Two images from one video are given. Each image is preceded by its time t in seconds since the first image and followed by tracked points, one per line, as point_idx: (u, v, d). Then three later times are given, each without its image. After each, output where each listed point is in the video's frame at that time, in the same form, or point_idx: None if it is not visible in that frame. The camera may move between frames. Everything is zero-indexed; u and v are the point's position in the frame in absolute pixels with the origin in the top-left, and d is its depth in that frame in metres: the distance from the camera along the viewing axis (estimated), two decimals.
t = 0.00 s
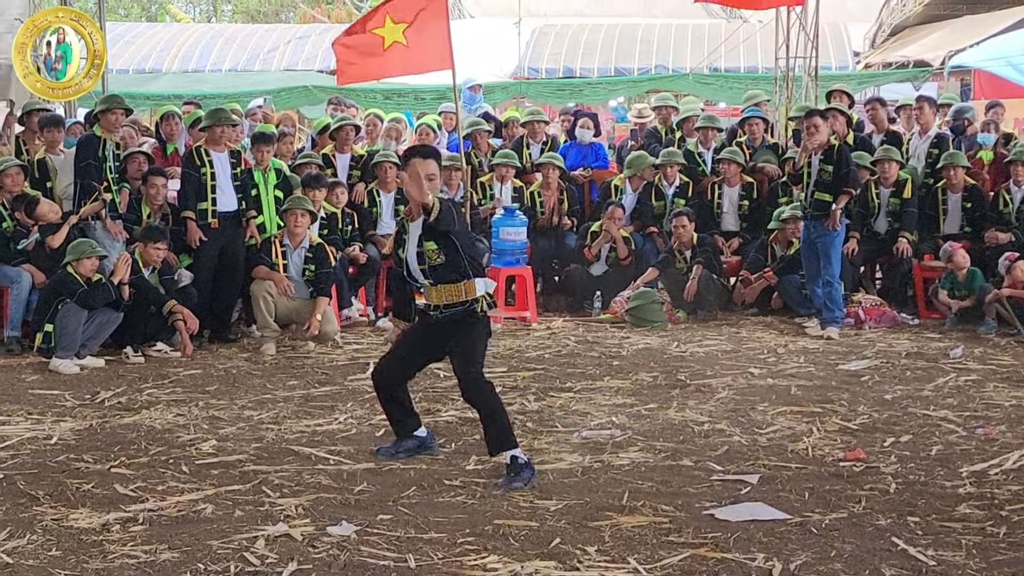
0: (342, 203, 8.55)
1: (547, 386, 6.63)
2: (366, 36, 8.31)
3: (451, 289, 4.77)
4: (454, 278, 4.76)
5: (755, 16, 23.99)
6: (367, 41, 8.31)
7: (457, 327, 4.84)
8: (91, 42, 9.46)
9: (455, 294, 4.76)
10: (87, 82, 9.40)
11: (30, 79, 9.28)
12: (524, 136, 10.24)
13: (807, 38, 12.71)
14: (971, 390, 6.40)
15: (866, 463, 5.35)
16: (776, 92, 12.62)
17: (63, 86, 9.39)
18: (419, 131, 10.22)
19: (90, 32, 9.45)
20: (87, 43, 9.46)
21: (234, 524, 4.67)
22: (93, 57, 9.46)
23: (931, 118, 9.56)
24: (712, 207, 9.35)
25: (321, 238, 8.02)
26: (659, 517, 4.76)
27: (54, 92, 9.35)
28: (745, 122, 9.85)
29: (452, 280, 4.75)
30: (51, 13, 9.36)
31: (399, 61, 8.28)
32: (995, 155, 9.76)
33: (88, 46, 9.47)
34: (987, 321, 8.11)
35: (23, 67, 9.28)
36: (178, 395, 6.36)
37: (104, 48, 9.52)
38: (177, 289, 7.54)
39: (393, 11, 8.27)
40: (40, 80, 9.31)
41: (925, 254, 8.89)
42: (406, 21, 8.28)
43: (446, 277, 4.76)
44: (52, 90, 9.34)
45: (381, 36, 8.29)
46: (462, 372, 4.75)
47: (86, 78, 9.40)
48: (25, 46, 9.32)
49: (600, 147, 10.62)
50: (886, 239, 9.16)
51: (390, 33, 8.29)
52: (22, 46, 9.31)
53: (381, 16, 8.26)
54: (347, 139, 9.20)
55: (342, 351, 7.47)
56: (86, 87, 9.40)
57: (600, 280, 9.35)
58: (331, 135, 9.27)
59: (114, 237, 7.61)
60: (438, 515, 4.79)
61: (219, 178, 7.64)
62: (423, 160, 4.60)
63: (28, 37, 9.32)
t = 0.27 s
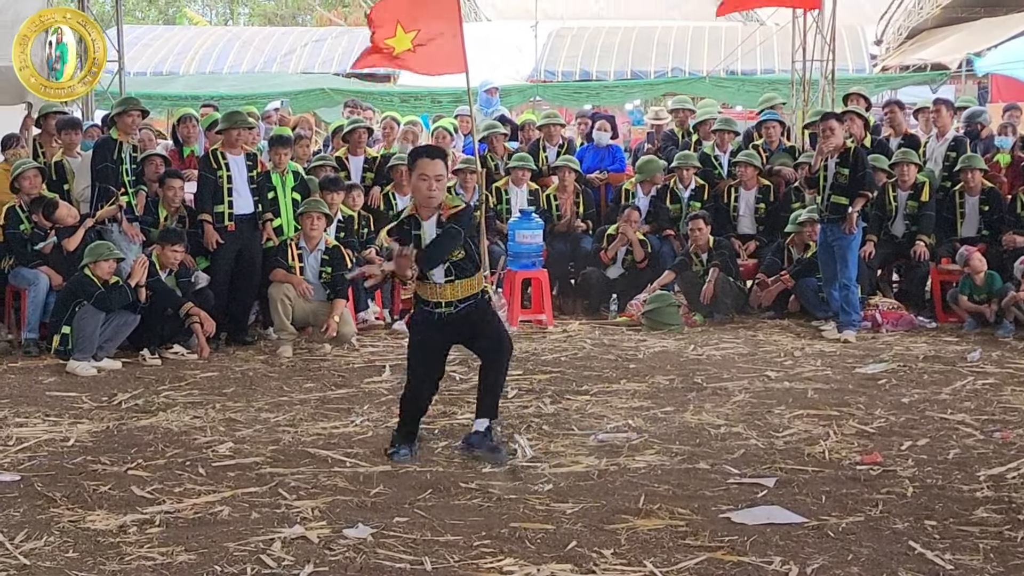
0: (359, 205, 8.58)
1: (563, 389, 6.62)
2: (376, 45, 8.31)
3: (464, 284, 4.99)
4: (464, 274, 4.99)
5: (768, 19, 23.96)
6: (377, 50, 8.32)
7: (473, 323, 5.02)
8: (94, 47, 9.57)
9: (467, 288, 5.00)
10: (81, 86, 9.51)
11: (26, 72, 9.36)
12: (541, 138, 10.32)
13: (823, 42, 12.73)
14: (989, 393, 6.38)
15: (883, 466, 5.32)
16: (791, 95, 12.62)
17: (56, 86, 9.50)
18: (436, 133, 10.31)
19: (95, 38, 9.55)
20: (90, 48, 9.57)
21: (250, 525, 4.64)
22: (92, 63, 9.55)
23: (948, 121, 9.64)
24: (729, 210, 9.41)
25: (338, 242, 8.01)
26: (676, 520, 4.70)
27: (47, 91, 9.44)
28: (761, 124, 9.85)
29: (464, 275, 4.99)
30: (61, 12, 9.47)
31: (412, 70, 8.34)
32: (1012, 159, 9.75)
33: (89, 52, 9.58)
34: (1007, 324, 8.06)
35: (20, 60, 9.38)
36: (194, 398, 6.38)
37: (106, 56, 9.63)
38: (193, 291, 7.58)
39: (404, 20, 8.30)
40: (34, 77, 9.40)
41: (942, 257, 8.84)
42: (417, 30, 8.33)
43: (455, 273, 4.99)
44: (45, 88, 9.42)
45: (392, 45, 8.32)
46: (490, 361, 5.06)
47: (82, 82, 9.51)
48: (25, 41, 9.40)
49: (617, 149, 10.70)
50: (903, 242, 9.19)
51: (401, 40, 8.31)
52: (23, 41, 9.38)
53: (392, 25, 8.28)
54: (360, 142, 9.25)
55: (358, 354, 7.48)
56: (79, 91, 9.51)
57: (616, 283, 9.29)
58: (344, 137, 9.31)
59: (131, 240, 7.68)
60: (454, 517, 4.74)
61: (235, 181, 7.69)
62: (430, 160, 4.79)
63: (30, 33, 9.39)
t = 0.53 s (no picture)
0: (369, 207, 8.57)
1: (573, 391, 6.62)
2: (389, 44, 8.95)
3: (460, 279, 4.92)
4: (463, 268, 4.93)
5: (777, 20, 23.92)
6: (390, 49, 8.96)
7: (487, 332, 4.95)
8: (96, 54, 9.50)
9: (462, 285, 4.93)
10: (73, 91, 9.54)
11: (22, 65, 9.41)
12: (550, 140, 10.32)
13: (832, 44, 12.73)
14: (1000, 395, 6.37)
15: (893, 468, 5.30)
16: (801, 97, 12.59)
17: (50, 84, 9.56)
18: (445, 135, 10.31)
19: (98, 46, 9.49)
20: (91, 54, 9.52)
21: (261, 527, 4.64)
22: (92, 69, 9.51)
23: (959, 124, 9.62)
24: (739, 211, 9.38)
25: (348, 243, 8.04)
26: (685, 522, 4.69)
27: (40, 88, 9.52)
28: (772, 126, 9.84)
29: (462, 269, 4.93)
30: (71, 14, 9.33)
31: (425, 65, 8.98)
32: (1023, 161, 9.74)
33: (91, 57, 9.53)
34: (1018, 325, 8.04)
35: (19, 52, 9.40)
36: (204, 399, 6.39)
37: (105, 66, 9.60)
38: (203, 292, 7.63)
39: (414, 19, 8.97)
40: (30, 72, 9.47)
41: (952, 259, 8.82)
42: (427, 27, 8.97)
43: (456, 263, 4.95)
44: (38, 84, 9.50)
45: (405, 43, 8.96)
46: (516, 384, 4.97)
47: (76, 88, 9.55)
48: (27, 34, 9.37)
49: (630, 150, 10.74)
50: (913, 244, 9.15)
51: (412, 41, 8.96)
52: (25, 35, 9.35)
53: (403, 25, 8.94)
54: (365, 142, 9.26)
55: (368, 355, 7.49)
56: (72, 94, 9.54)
57: (626, 284, 9.28)
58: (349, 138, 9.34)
59: (140, 242, 7.70)
60: (464, 519, 4.73)
61: (245, 183, 7.71)
62: (489, 143, 4.73)
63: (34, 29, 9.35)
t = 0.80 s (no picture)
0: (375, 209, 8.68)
1: (578, 392, 6.61)
2: (394, 44, 8.75)
3: (465, 307, 4.60)
4: (473, 300, 4.59)
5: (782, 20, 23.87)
6: (394, 48, 8.76)
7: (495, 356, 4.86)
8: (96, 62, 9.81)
9: (466, 314, 4.61)
10: (62, 91, 9.85)
11: (20, 57, 9.49)
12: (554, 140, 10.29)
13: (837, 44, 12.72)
14: (1005, 395, 6.37)
15: (898, 468, 5.29)
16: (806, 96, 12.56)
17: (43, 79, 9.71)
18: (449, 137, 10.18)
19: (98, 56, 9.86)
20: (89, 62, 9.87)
21: (265, 528, 4.64)
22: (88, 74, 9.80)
23: (963, 124, 9.63)
24: (743, 212, 9.37)
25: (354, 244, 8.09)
26: (690, 523, 4.69)
27: (33, 81, 9.65)
28: (776, 126, 9.89)
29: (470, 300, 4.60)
30: (80, 19, 9.54)
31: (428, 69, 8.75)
32: None
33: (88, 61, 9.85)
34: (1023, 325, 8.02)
35: (20, 43, 9.45)
36: (208, 400, 6.39)
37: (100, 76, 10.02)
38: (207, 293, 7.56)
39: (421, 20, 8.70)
40: (27, 65, 9.57)
41: (957, 259, 8.81)
42: (433, 29, 8.69)
43: (465, 293, 4.61)
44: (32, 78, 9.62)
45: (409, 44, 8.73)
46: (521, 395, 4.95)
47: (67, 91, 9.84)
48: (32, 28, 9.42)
49: (638, 150, 10.76)
50: (918, 244, 9.17)
51: (416, 41, 8.72)
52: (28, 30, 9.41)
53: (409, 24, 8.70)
54: (365, 145, 9.20)
55: (372, 356, 7.49)
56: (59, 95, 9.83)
57: (631, 285, 9.27)
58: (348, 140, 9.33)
59: (142, 243, 7.73)
60: (468, 520, 4.72)
61: (249, 183, 7.70)
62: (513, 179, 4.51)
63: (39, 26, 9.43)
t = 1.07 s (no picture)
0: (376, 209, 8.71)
1: (580, 392, 6.61)
2: (392, 44, 8.47)
3: (466, 317, 4.76)
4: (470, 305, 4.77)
5: (783, 20, 23.86)
6: (394, 49, 8.48)
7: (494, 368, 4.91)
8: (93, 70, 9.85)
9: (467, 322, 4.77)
10: (54, 92, 9.85)
11: (20, 49, 9.53)
12: (555, 140, 10.27)
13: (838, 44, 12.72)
14: (1006, 395, 6.37)
15: (900, 468, 5.29)
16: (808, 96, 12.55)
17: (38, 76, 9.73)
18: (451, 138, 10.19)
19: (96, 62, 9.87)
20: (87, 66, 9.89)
21: (266, 529, 4.64)
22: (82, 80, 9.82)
23: (965, 124, 9.62)
24: (745, 212, 9.36)
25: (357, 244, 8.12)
26: (691, 523, 4.68)
27: (28, 76, 9.68)
28: (778, 126, 9.90)
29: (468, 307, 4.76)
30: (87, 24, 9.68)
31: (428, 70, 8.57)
32: None
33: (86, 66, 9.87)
34: None
35: (22, 36, 9.52)
36: (210, 401, 6.39)
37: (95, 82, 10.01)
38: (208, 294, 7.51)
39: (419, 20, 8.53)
40: (26, 60, 9.61)
41: (959, 259, 8.80)
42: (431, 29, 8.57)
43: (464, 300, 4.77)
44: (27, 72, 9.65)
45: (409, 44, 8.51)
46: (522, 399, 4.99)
47: (59, 92, 9.84)
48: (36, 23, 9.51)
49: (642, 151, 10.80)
50: (921, 244, 9.17)
51: (415, 41, 8.53)
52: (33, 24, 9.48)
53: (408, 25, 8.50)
54: (364, 146, 9.21)
55: (374, 357, 7.50)
56: (50, 95, 9.83)
57: (634, 285, 9.28)
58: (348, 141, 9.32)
59: (144, 244, 7.69)
60: (470, 520, 4.72)
61: (250, 184, 7.69)
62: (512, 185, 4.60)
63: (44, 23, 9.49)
